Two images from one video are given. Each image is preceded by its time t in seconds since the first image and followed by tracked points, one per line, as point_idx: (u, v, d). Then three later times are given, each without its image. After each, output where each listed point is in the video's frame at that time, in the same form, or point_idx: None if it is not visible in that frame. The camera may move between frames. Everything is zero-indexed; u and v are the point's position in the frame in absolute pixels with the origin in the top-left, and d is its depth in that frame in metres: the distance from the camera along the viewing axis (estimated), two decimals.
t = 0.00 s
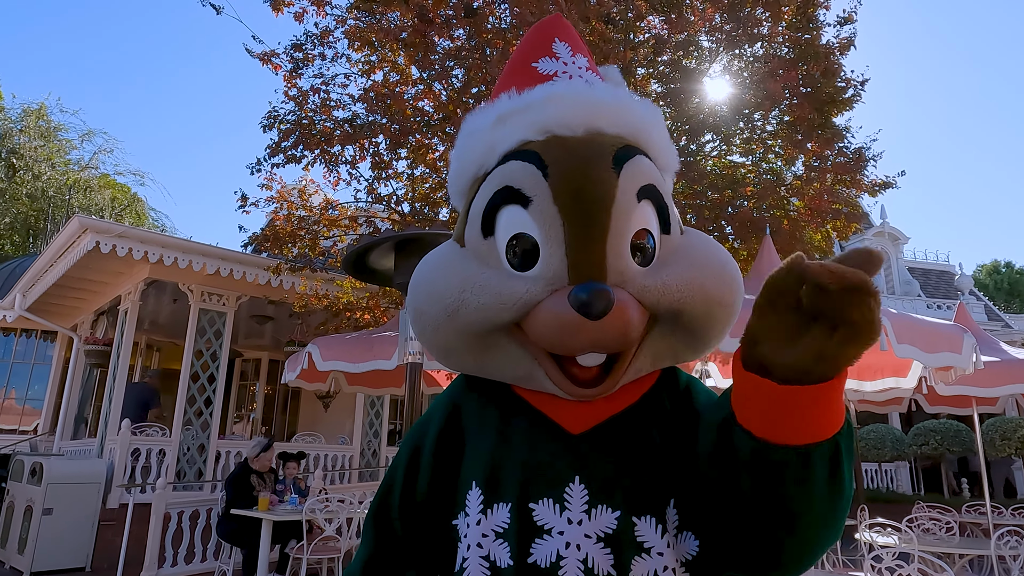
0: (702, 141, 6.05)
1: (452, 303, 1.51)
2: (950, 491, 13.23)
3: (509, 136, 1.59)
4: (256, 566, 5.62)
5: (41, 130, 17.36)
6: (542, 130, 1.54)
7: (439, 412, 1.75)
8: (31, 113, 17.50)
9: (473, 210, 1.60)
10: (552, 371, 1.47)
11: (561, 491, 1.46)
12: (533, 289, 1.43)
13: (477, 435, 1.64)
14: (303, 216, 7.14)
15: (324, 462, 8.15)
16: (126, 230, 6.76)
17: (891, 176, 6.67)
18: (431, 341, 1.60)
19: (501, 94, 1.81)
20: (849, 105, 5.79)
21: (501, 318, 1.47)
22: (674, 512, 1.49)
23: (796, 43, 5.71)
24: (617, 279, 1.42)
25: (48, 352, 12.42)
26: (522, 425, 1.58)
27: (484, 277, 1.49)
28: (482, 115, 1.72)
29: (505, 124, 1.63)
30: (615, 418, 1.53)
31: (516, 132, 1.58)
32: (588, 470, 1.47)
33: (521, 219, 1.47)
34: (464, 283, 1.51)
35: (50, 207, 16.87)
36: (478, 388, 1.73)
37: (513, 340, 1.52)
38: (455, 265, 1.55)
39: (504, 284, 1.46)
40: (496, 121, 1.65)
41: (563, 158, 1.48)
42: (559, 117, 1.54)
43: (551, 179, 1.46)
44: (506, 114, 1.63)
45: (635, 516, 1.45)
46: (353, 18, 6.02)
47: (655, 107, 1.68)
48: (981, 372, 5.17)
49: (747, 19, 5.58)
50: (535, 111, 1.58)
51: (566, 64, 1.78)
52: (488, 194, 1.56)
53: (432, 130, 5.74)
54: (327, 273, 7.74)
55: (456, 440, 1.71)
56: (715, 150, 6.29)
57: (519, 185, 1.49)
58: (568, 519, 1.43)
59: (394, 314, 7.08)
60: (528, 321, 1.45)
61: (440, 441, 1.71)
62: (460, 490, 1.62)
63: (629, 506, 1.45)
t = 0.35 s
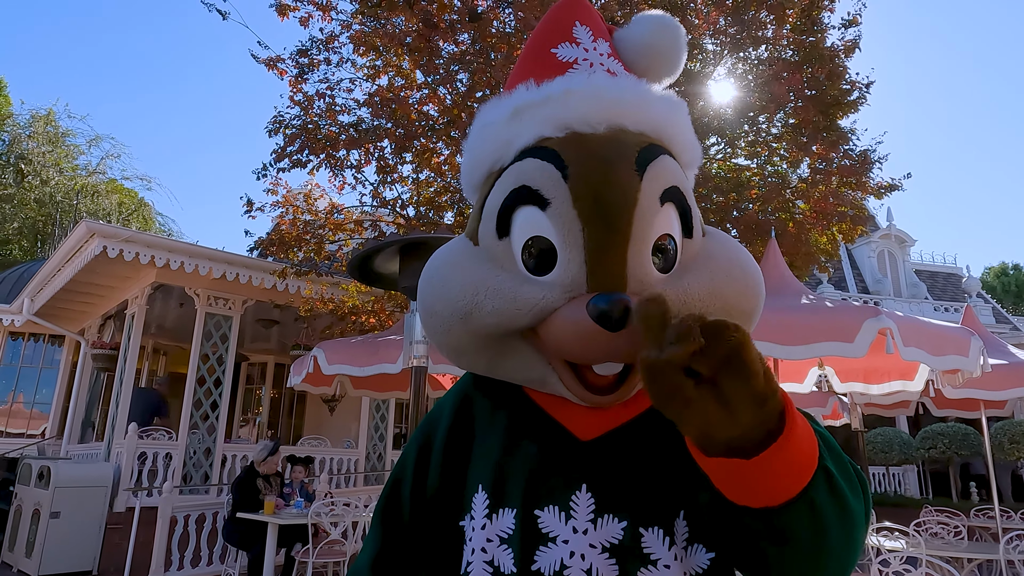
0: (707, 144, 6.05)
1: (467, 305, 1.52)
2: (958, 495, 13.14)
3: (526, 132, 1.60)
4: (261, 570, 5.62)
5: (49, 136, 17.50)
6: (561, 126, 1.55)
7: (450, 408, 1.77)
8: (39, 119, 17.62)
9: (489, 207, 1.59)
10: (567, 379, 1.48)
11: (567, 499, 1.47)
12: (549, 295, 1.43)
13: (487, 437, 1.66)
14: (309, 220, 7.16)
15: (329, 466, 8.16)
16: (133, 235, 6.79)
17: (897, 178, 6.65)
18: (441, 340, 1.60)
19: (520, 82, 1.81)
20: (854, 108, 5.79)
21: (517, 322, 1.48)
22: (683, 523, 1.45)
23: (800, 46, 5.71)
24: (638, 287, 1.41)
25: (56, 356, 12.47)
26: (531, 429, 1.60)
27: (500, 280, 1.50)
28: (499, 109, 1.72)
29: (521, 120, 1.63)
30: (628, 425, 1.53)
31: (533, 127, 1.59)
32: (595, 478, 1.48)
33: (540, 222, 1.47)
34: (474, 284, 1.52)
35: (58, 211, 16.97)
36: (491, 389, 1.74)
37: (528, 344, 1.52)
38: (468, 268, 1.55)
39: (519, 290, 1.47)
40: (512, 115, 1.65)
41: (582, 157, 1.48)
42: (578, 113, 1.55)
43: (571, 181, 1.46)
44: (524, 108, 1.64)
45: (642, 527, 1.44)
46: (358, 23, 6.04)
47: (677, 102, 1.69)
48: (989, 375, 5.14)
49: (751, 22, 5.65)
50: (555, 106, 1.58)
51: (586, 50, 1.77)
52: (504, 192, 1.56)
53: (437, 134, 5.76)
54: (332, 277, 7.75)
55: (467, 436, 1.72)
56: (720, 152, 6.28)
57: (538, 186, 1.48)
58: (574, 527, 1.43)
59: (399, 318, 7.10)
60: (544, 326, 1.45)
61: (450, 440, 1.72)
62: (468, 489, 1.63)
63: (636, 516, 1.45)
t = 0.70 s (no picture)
0: (712, 147, 6.04)
1: (463, 279, 1.54)
2: (966, 498, 13.05)
3: (532, 118, 1.60)
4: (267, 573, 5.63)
5: (57, 141, 17.67)
6: (564, 112, 1.55)
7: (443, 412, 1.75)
8: (48, 125, 17.80)
9: (491, 189, 1.62)
10: (559, 357, 1.48)
11: (570, 503, 1.47)
12: (545, 267, 1.44)
13: (483, 440, 1.66)
14: (314, 224, 7.18)
15: (335, 469, 8.18)
16: (139, 239, 6.82)
17: (903, 180, 6.63)
18: (437, 320, 1.62)
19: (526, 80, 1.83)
20: (859, 110, 5.77)
21: (511, 296, 1.49)
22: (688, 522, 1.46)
23: (805, 48, 5.71)
24: (634, 262, 1.41)
25: (64, 360, 12.55)
26: (528, 429, 1.59)
27: (497, 254, 1.52)
28: (505, 100, 1.73)
29: (527, 107, 1.63)
30: (630, 421, 1.53)
31: (537, 113, 1.59)
32: (598, 480, 1.48)
33: (537, 197, 1.48)
34: (471, 258, 1.54)
35: (66, 216, 17.08)
36: (488, 385, 1.73)
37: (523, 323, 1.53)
38: (468, 245, 1.57)
39: (514, 262, 1.48)
40: (518, 103, 1.65)
41: (585, 140, 1.48)
42: (582, 101, 1.55)
43: (571, 160, 1.47)
44: (528, 97, 1.65)
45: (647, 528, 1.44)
46: (363, 28, 6.06)
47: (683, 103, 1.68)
48: (997, 378, 5.10)
49: (755, 24, 5.61)
50: (559, 94, 1.59)
51: (594, 57, 1.78)
52: (507, 172, 1.58)
53: (441, 138, 5.78)
54: (338, 280, 7.77)
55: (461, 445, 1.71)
56: (725, 155, 6.27)
57: (538, 163, 1.50)
58: (578, 532, 1.44)
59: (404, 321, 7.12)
60: (538, 300, 1.46)
61: (444, 442, 1.72)
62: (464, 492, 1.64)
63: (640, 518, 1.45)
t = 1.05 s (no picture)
0: (717, 151, 6.04)
1: (457, 290, 1.59)
2: (975, 504, 12.94)
3: (521, 139, 1.72)
4: None
5: (64, 147, 17.78)
6: (553, 132, 1.68)
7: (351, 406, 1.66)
8: (54, 131, 17.92)
9: (483, 207, 1.71)
10: (552, 361, 1.55)
11: (569, 486, 1.53)
12: (534, 270, 1.52)
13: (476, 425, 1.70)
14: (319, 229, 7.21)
15: (340, 474, 8.17)
16: (145, 244, 6.86)
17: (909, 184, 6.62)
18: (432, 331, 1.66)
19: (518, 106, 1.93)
20: (864, 113, 5.75)
21: (503, 300, 1.55)
22: (686, 507, 1.55)
23: (809, 51, 5.70)
24: (618, 265, 1.52)
25: (70, 364, 12.59)
26: (523, 419, 1.65)
27: (489, 262, 1.58)
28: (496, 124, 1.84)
29: (518, 128, 1.74)
30: (620, 413, 1.64)
31: (528, 133, 1.71)
32: (596, 466, 1.55)
33: (528, 208, 1.57)
34: (464, 269, 1.60)
35: (72, 221, 17.14)
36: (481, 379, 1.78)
37: (514, 328, 1.58)
38: (460, 256, 1.64)
39: (508, 268, 1.55)
40: (510, 125, 1.76)
41: (571, 156, 1.60)
42: (569, 121, 1.68)
43: (558, 172, 1.58)
44: (519, 119, 1.76)
45: (647, 511, 1.51)
46: (368, 33, 6.08)
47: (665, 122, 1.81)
48: (1004, 382, 5.07)
49: (760, 28, 5.62)
50: (548, 116, 1.71)
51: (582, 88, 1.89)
52: (498, 190, 1.67)
53: (446, 143, 5.79)
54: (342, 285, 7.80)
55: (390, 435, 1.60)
56: (729, 159, 6.26)
57: (528, 178, 1.59)
58: (575, 514, 1.50)
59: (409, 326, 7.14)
60: (528, 303, 1.53)
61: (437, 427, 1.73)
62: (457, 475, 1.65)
63: (639, 503, 1.52)
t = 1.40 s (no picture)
0: (721, 154, 6.04)
1: (455, 313, 1.61)
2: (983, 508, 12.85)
3: (517, 142, 1.69)
4: None
5: (71, 152, 17.89)
6: (550, 139, 1.64)
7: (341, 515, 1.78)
8: (61, 136, 18.05)
9: (481, 219, 1.70)
10: (555, 388, 1.55)
11: (579, 503, 1.55)
12: (530, 302, 1.53)
13: (485, 447, 1.73)
14: (324, 233, 7.23)
15: (345, 478, 8.16)
16: (150, 249, 6.88)
17: (914, 187, 6.60)
18: (432, 345, 1.70)
19: (520, 96, 1.89)
20: (868, 116, 5.74)
21: (499, 329, 1.57)
22: (697, 526, 1.54)
23: (814, 54, 5.71)
24: (619, 294, 1.50)
25: (76, 369, 12.64)
26: (530, 443, 1.66)
27: (485, 288, 1.59)
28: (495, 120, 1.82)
29: (515, 131, 1.71)
30: (635, 429, 1.65)
31: (526, 140, 1.67)
32: (605, 485, 1.57)
33: (525, 230, 1.56)
34: (456, 293, 1.61)
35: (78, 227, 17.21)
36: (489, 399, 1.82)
37: (515, 353, 1.61)
38: (457, 274, 1.64)
39: (502, 297, 1.56)
40: (507, 128, 1.73)
41: (569, 171, 1.57)
42: (567, 126, 1.63)
43: (554, 193, 1.55)
44: (517, 122, 1.72)
45: (658, 529, 1.52)
46: (373, 38, 6.10)
47: (672, 112, 1.76)
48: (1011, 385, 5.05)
49: (763, 31, 5.60)
50: (546, 119, 1.66)
51: (586, 69, 1.86)
52: (494, 204, 1.66)
53: (450, 146, 5.80)
54: (347, 289, 7.81)
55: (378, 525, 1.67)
56: (734, 162, 6.26)
57: (525, 198, 1.58)
58: (585, 531, 1.51)
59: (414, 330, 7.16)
60: (525, 332, 1.55)
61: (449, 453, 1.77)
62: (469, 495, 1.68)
63: (649, 521, 1.52)
